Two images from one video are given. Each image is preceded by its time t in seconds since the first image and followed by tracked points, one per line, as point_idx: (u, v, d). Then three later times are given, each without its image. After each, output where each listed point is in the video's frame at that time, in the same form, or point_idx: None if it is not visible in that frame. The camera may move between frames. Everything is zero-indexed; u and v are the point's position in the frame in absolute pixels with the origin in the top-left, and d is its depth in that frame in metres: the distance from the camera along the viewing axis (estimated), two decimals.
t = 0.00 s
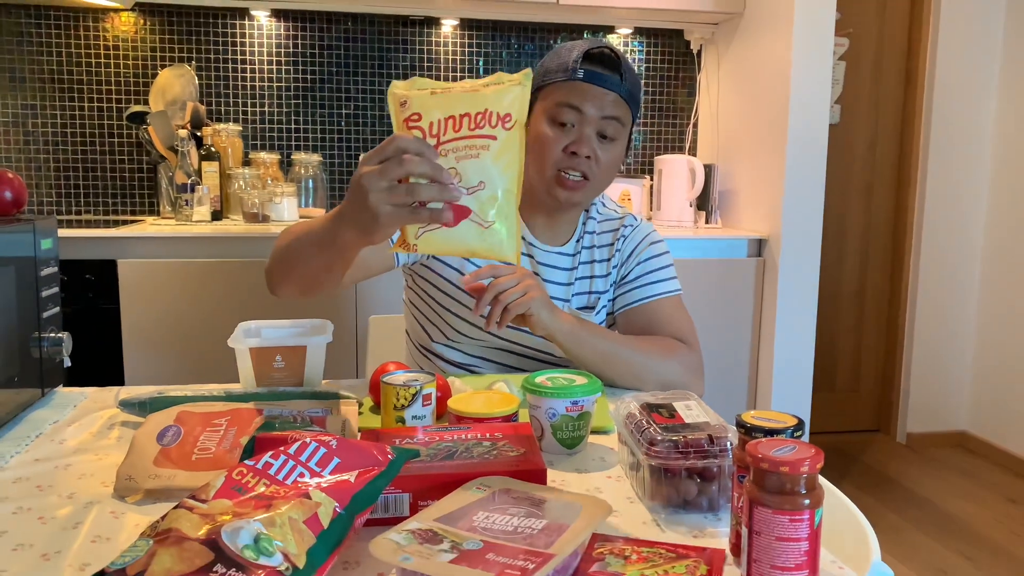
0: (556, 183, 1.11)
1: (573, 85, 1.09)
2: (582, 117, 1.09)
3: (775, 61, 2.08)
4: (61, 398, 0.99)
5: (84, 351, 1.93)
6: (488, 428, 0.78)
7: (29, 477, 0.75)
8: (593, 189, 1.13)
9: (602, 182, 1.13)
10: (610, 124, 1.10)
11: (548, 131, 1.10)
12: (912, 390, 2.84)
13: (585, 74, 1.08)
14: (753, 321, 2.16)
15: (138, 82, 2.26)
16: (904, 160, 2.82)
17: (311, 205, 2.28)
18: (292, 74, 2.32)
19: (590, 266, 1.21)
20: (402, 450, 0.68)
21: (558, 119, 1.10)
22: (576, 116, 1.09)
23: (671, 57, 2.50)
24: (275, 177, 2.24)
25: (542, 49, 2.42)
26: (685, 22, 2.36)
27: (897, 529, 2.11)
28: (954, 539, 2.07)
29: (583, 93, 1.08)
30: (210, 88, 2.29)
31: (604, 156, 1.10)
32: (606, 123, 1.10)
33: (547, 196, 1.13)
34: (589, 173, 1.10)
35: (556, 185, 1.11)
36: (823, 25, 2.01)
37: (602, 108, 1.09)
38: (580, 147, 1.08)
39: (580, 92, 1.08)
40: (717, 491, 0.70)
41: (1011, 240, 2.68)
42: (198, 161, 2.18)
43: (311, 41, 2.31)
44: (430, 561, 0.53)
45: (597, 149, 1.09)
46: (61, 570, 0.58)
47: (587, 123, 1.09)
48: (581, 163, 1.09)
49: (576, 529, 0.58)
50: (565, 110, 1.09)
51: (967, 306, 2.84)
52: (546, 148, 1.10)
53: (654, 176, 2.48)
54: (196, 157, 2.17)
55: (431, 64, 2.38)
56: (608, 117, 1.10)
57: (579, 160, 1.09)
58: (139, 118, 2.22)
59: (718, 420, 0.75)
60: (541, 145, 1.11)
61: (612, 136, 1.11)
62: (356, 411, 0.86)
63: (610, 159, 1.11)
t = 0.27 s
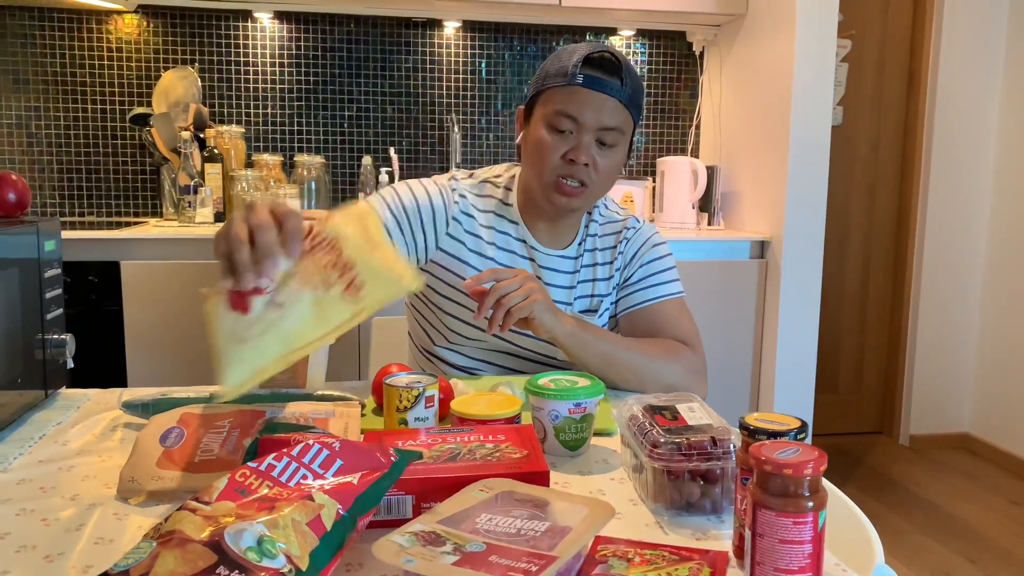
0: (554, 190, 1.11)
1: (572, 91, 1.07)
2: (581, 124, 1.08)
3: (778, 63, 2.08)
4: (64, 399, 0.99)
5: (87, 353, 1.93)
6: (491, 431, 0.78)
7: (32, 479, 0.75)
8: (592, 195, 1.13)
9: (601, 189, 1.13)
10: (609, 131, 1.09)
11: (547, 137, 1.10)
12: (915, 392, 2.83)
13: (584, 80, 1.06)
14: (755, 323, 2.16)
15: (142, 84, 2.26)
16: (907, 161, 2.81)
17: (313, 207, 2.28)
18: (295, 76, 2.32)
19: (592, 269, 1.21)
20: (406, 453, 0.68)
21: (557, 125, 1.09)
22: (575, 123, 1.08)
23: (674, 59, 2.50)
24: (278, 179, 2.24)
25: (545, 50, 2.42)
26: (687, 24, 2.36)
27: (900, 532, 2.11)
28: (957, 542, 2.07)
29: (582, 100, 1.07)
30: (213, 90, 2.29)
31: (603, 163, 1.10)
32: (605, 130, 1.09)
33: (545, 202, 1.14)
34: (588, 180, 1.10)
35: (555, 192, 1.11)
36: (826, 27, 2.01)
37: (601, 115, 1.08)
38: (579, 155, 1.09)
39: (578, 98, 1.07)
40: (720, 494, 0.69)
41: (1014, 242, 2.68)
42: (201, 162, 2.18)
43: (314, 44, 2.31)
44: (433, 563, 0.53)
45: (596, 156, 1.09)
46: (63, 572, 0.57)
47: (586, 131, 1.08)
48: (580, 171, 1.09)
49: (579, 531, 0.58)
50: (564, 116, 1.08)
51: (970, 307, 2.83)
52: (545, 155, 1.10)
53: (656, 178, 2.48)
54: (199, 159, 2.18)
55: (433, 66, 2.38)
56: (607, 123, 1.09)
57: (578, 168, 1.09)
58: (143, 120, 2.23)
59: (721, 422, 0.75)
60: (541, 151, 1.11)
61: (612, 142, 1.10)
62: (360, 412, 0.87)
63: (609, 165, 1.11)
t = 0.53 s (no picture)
0: (550, 188, 1.11)
1: (571, 90, 1.08)
2: (579, 123, 1.08)
3: (779, 63, 2.08)
4: (64, 400, 0.99)
5: (88, 354, 1.93)
6: (493, 432, 0.78)
7: (33, 480, 0.75)
8: (588, 195, 1.13)
9: (597, 189, 1.13)
10: (608, 132, 1.09)
11: (545, 136, 1.10)
12: (916, 393, 2.83)
13: (584, 80, 1.07)
14: (756, 323, 2.16)
15: (143, 85, 2.26)
16: (908, 162, 2.81)
17: (314, 207, 2.28)
18: (296, 76, 2.32)
19: (592, 270, 1.21)
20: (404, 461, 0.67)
21: (556, 124, 1.10)
22: (573, 123, 1.09)
23: (675, 59, 2.50)
24: (279, 179, 2.24)
25: (546, 51, 2.42)
26: (688, 24, 2.36)
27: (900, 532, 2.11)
28: (958, 542, 2.07)
29: (581, 98, 1.07)
30: (215, 91, 2.29)
31: (600, 163, 1.10)
32: (603, 131, 1.09)
33: (541, 200, 1.13)
34: (584, 180, 1.10)
35: (550, 191, 1.11)
36: (827, 27, 2.01)
37: (600, 115, 1.08)
38: (575, 154, 1.09)
39: (577, 97, 1.08)
40: (721, 495, 0.69)
41: (1015, 242, 2.67)
42: (202, 163, 2.18)
43: (315, 44, 2.31)
44: (433, 564, 0.53)
45: (593, 156, 1.10)
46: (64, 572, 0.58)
47: (583, 130, 1.09)
48: (576, 170, 1.09)
49: (580, 532, 0.58)
50: (563, 115, 1.09)
51: (972, 308, 2.83)
52: (542, 153, 1.11)
53: (657, 178, 2.48)
54: (200, 159, 2.18)
55: (434, 66, 2.38)
56: (606, 124, 1.09)
57: (574, 166, 1.09)
58: (144, 121, 2.23)
59: (723, 423, 0.75)
60: (539, 149, 1.11)
61: (610, 143, 1.10)
62: (361, 412, 0.87)
63: (607, 167, 1.11)
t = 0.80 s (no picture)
0: (548, 180, 1.11)
1: (573, 83, 1.08)
2: (580, 117, 1.08)
3: (781, 61, 2.08)
4: (64, 396, 0.99)
5: (88, 350, 1.93)
6: (494, 429, 0.78)
7: (33, 476, 0.75)
8: (586, 190, 1.12)
9: (594, 184, 1.12)
10: (608, 126, 1.09)
11: (545, 128, 1.10)
12: (916, 392, 2.83)
13: (587, 73, 1.07)
14: (757, 321, 2.16)
15: (143, 81, 2.26)
16: (909, 161, 2.81)
17: (315, 204, 2.28)
18: (297, 73, 2.32)
19: (590, 266, 1.21)
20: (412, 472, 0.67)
21: (556, 117, 1.09)
22: (574, 115, 1.08)
23: (676, 57, 2.50)
24: (279, 176, 2.24)
25: (547, 48, 2.42)
26: (690, 22, 2.36)
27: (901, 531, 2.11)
28: (958, 541, 2.07)
29: (583, 92, 1.07)
30: (215, 87, 2.29)
31: (599, 158, 1.10)
32: (604, 126, 1.09)
33: (539, 192, 1.13)
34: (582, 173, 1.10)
35: (548, 183, 1.11)
36: (829, 25, 2.01)
37: (601, 109, 1.08)
38: (575, 147, 1.08)
39: (579, 91, 1.07)
40: (723, 493, 0.69)
41: (1016, 241, 2.67)
42: (202, 159, 2.18)
43: (316, 40, 2.31)
44: (435, 562, 0.53)
45: (593, 150, 1.09)
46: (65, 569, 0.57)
47: (584, 124, 1.08)
48: (575, 163, 1.09)
49: (581, 531, 0.58)
50: (564, 108, 1.09)
51: (972, 307, 2.83)
52: (542, 145, 1.10)
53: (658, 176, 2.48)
54: (200, 156, 2.17)
55: (435, 63, 2.37)
56: (607, 118, 1.09)
57: (573, 159, 1.09)
58: (144, 117, 2.22)
59: (724, 422, 0.75)
60: (538, 141, 1.11)
61: (610, 138, 1.10)
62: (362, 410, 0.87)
63: (606, 162, 1.11)
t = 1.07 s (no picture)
0: (558, 174, 1.10)
1: (583, 77, 1.08)
2: (590, 111, 1.08)
3: (780, 59, 2.08)
4: (62, 392, 0.99)
5: (86, 345, 1.92)
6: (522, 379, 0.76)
7: (30, 472, 0.74)
8: (594, 185, 1.12)
9: (603, 178, 1.12)
10: (617, 121, 1.09)
11: (554, 123, 1.10)
12: (914, 390, 2.83)
13: (596, 67, 1.07)
14: (755, 319, 2.16)
15: (141, 76, 2.25)
16: (908, 160, 2.81)
17: (313, 200, 2.27)
18: (296, 69, 2.31)
19: (594, 263, 1.21)
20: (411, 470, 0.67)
21: (565, 111, 1.09)
22: (584, 110, 1.08)
23: (675, 54, 2.50)
24: (278, 172, 2.24)
25: (547, 45, 2.41)
26: (690, 20, 2.35)
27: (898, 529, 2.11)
28: (955, 540, 2.07)
29: (592, 86, 1.07)
30: (214, 82, 2.28)
31: (608, 152, 1.10)
32: (613, 121, 1.09)
33: (547, 187, 1.12)
34: (592, 167, 1.09)
35: (558, 177, 1.10)
36: (829, 24, 2.01)
37: (610, 104, 1.08)
38: (585, 141, 1.08)
39: (588, 85, 1.07)
40: (721, 491, 0.69)
41: (1015, 240, 2.67)
42: (200, 155, 2.17)
43: (316, 36, 2.30)
44: (432, 561, 0.53)
45: (602, 145, 1.09)
46: (62, 565, 0.57)
47: (593, 118, 1.08)
48: (586, 156, 1.09)
49: (579, 530, 0.58)
50: (573, 102, 1.09)
51: (970, 306, 2.83)
52: (551, 139, 1.10)
53: (657, 174, 2.47)
54: (199, 151, 2.16)
55: (434, 59, 2.37)
56: (616, 113, 1.09)
57: (583, 153, 1.09)
58: (142, 112, 2.21)
59: (724, 420, 0.75)
60: (547, 136, 1.10)
61: (618, 133, 1.10)
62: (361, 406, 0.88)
63: (615, 157, 1.11)
